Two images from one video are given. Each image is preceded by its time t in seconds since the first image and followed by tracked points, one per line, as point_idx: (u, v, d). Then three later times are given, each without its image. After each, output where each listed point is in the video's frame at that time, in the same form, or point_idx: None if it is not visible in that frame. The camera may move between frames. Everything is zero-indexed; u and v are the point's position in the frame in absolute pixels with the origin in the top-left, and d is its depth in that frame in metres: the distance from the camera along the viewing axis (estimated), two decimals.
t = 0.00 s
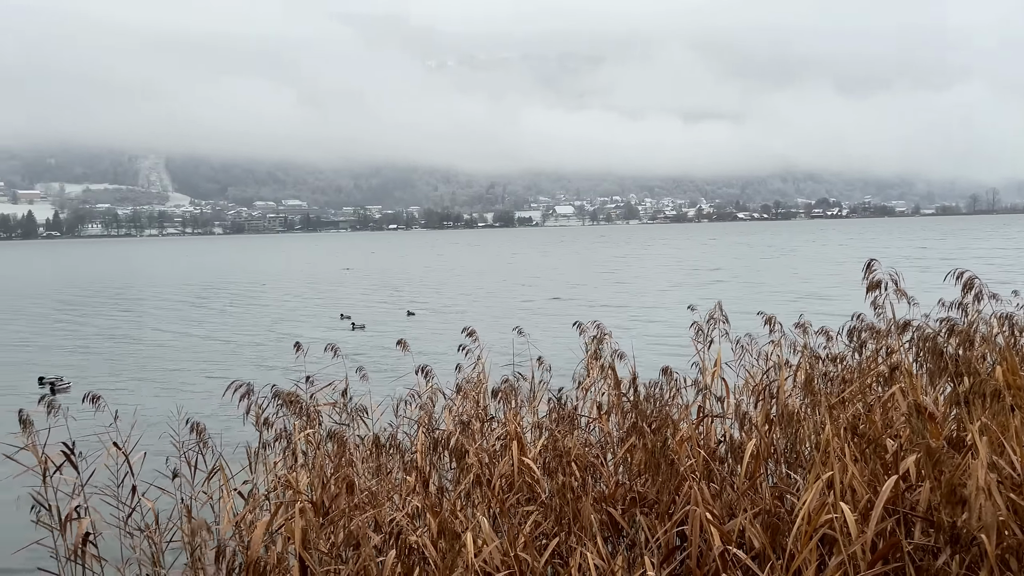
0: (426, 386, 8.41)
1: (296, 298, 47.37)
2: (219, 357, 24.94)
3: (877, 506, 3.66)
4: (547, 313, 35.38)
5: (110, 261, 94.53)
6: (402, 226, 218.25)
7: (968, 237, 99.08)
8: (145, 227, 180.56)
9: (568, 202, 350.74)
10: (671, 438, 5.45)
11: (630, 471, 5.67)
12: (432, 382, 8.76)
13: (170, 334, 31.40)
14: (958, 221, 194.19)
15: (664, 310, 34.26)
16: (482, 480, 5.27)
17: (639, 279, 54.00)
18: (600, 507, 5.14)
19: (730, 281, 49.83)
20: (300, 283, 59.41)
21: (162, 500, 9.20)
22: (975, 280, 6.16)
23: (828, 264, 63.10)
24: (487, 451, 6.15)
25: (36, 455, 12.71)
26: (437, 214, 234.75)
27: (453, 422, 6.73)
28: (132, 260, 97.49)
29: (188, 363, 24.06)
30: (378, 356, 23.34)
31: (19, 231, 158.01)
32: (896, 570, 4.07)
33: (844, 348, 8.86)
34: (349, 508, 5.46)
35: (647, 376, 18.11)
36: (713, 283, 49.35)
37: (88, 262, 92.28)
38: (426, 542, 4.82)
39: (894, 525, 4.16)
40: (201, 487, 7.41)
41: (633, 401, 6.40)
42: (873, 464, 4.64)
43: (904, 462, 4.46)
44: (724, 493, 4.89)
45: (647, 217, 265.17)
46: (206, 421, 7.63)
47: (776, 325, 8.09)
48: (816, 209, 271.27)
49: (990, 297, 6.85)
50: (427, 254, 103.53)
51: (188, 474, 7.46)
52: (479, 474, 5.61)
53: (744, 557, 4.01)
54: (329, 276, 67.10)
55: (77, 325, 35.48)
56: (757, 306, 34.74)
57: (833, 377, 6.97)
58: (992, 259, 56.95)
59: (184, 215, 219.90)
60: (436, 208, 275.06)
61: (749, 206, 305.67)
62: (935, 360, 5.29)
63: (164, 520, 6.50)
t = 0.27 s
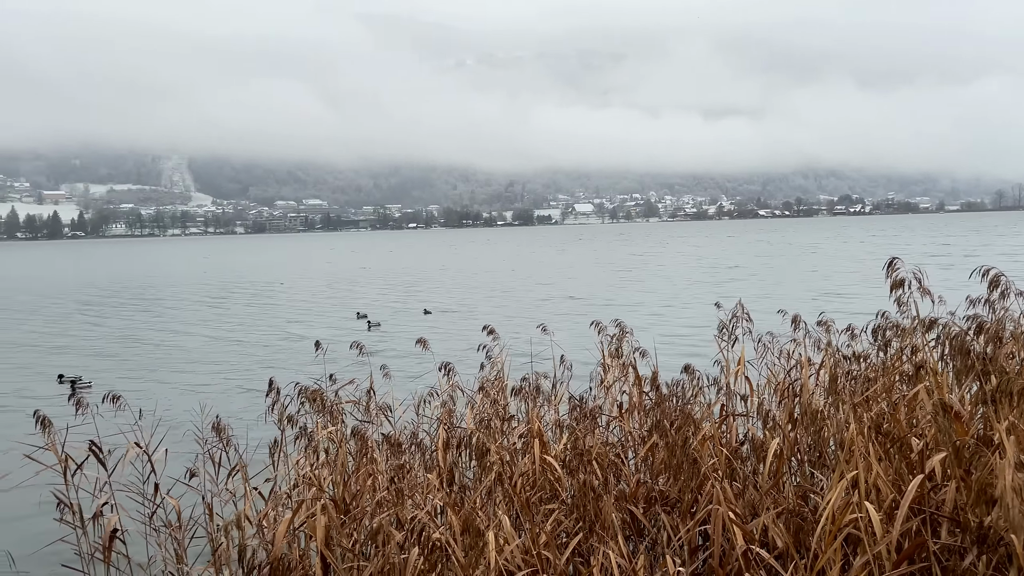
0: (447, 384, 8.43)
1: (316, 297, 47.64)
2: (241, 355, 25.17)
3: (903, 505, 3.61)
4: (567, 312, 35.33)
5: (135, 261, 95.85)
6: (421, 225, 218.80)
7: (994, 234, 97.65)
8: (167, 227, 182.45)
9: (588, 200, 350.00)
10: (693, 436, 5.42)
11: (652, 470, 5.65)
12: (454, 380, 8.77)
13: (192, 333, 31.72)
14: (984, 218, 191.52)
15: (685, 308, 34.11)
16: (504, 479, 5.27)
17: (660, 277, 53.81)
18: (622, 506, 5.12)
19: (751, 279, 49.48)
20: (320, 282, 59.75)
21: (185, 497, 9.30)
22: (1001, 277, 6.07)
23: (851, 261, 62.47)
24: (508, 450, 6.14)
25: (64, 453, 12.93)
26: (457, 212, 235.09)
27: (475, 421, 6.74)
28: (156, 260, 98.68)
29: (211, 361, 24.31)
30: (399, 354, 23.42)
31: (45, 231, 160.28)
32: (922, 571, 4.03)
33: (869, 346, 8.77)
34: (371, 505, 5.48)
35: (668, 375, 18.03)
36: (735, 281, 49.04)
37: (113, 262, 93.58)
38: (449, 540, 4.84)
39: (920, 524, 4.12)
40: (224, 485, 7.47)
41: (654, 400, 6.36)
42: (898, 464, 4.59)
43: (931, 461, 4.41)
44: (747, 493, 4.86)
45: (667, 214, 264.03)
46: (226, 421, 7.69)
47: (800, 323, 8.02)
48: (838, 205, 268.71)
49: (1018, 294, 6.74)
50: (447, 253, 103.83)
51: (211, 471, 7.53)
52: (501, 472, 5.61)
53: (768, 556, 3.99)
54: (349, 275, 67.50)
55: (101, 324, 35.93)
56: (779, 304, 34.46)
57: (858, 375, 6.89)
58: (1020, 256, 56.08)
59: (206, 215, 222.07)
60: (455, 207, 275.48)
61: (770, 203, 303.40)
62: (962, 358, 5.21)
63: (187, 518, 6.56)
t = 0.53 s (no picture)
0: (467, 382, 8.46)
1: (336, 295, 47.91)
2: (263, 354, 25.38)
3: (928, 505, 3.58)
4: (587, 310, 35.26)
5: (158, 260, 96.92)
6: (440, 223, 219.23)
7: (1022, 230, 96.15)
8: (190, 226, 184.30)
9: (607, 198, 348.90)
10: (715, 435, 5.40)
11: (673, 468, 5.64)
12: (473, 378, 8.80)
13: (215, 331, 32.03)
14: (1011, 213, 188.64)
15: (706, 306, 33.92)
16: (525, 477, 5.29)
17: (680, 275, 53.56)
18: (643, 504, 5.12)
19: (773, 277, 49.12)
20: (340, 281, 60.08)
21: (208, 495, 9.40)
22: None
23: (875, 258, 61.79)
24: (529, 447, 6.15)
25: (92, 450, 13.15)
26: (476, 210, 235.43)
27: (495, 419, 6.76)
28: (178, 258, 99.62)
29: (233, 359, 24.53)
30: (419, 353, 23.50)
31: (70, 231, 162.47)
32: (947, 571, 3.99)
33: (893, 343, 8.69)
34: (392, 503, 5.52)
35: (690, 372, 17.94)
36: (756, 279, 48.70)
37: (137, 261, 94.69)
38: (471, 536, 4.87)
39: (945, 523, 4.08)
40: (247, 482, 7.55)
41: (675, 398, 6.34)
42: (922, 463, 4.55)
43: (955, 461, 4.37)
44: (770, 491, 4.84)
45: (687, 212, 262.61)
46: (249, 418, 7.77)
47: (822, 320, 7.97)
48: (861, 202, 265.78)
49: None
50: (466, 251, 103.97)
51: (234, 469, 7.59)
52: (522, 469, 5.62)
53: (791, 555, 3.97)
54: (369, 273, 67.84)
55: (126, 323, 36.38)
56: (801, 301, 34.18)
57: (882, 373, 6.83)
58: None
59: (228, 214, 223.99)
60: (474, 205, 275.65)
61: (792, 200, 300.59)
62: (987, 356, 5.16)
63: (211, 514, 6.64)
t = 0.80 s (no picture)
0: (487, 379, 8.46)
1: (356, 293, 48.08)
2: (284, 351, 25.51)
3: (955, 503, 3.53)
4: (608, 307, 35.14)
5: (179, 258, 97.83)
6: (459, 221, 219.45)
7: None
8: (212, 225, 185.97)
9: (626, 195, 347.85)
10: (738, 433, 5.35)
11: (695, 465, 5.61)
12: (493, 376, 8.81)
13: (236, 329, 32.26)
14: None
15: (726, 304, 33.72)
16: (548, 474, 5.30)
17: (700, 273, 53.29)
18: (665, 501, 5.10)
19: (793, 274, 48.77)
20: (360, 279, 60.31)
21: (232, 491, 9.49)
22: None
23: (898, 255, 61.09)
24: (549, 445, 6.16)
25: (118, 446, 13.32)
26: (495, 208, 235.31)
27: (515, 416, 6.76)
28: (200, 257, 100.53)
29: (255, 357, 24.70)
30: (440, 350, 23.52)
31: (94, 230, 164.48)
32: (974, 570, 3.96)
33: (918, 340, 8.60)
34: (415, 500, 5.54)
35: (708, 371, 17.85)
36: (777, 276, 48.33)
37: (158, 260, 95.61)
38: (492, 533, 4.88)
39: (972, 524, 4.03)
40: (270, 477, 7.60)
41: (697, 395, 6.31)
42: (948, 461, 4.50)
43: (983, 459, 4.31)
44: (793, 490, 4.82)
45: (707, 209, 261.05)
46: (272, 415, 7.85)
47: (845, 318, 7.92)
48: (884, 198, 262.77)
49: None
50: (485, 249, 104.03)
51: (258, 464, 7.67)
52: (544, 465, 5.63)
53: (815, 554, 3.93)
54: (388, 271, 68.13)
55: (149, 321, 36.75)
56: (824, 299, 33.83)
57: (906, 371, 6.77)
58: None
59: (249, 213, 225.63)
60: (493, 202, 275.62)
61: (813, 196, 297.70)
62: (1016, 355, 5.08)
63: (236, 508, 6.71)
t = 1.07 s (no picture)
0: (507, 376, 8.49)
1: (376, 290, 48.30)
2: (306, 348, 25.69)
3: (982, 504, 3.48)
4: (628, 305, 35.06)
5: (201, 256, 98.70)
6: (479, 219, 219.87)
7: None
8: (234, 223, 187.77)
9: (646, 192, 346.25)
10: (761, 431, 5.32)
11: (717, 464, 5.59)
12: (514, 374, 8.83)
13: (258, 326, 32.53)
14: None
15: (747, 301, 33.52)
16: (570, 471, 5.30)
17: (721, 270, 52.99)
18: (687, 499, 5.08)
19: (816, 271, 48.37)
20: (380, 276, 60.60)
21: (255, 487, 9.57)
22: None
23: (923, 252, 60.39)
24: (570, 443, 6.15)
25: (142, 442, 13.49)
26: (515, 205, 235.66)
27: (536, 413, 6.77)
28: (222, 255, 101.35)
29: (277, 354, 24.90)
30: (461, 348, 23.58)
31: (119, 228, 166.65)
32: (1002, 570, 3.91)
33: (945, 338, 8.48)
34: (436, 497, 5.56)
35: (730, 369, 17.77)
36: (799, 273, 47.95)
37: (181, 258, 96.54)
38: (514, 530, 4.90)
39: (1000, 524, 3.98)
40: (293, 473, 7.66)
41: (719, 393, 6.27)
42: (976, 461, 4.44)
43: (1011, 459, 4.24)
44: (816, 488, 4.78)
45: (728, 206, 259.41)
46: (295, 412, 7.92)
47: (870, 316, 7.84)
48: (908, 195, 259.70)
49: None
50: (504, 246, 104.01)
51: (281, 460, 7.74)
52: (566, 462, 5.63)
53: (840, 553, 3.91)
54: (408, 269, 68.38)
55: (172, 318, 37.15)
56: (847, 297, 33.58)
57: (933, 369, 6.69)
58: None
59: (270, 211, 227.15)
60: (513, 200, 275.79)
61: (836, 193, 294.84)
62: None
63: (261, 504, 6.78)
